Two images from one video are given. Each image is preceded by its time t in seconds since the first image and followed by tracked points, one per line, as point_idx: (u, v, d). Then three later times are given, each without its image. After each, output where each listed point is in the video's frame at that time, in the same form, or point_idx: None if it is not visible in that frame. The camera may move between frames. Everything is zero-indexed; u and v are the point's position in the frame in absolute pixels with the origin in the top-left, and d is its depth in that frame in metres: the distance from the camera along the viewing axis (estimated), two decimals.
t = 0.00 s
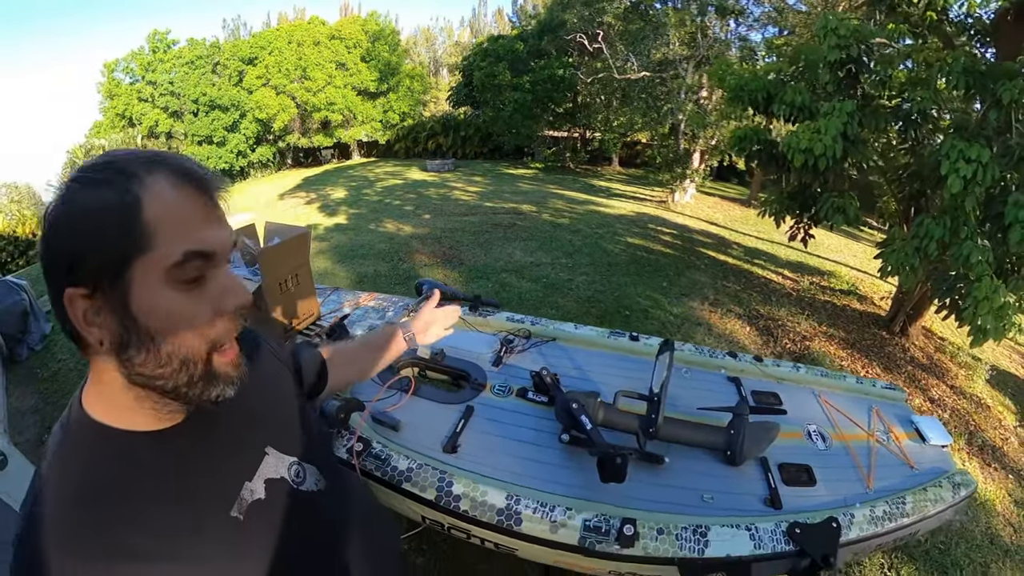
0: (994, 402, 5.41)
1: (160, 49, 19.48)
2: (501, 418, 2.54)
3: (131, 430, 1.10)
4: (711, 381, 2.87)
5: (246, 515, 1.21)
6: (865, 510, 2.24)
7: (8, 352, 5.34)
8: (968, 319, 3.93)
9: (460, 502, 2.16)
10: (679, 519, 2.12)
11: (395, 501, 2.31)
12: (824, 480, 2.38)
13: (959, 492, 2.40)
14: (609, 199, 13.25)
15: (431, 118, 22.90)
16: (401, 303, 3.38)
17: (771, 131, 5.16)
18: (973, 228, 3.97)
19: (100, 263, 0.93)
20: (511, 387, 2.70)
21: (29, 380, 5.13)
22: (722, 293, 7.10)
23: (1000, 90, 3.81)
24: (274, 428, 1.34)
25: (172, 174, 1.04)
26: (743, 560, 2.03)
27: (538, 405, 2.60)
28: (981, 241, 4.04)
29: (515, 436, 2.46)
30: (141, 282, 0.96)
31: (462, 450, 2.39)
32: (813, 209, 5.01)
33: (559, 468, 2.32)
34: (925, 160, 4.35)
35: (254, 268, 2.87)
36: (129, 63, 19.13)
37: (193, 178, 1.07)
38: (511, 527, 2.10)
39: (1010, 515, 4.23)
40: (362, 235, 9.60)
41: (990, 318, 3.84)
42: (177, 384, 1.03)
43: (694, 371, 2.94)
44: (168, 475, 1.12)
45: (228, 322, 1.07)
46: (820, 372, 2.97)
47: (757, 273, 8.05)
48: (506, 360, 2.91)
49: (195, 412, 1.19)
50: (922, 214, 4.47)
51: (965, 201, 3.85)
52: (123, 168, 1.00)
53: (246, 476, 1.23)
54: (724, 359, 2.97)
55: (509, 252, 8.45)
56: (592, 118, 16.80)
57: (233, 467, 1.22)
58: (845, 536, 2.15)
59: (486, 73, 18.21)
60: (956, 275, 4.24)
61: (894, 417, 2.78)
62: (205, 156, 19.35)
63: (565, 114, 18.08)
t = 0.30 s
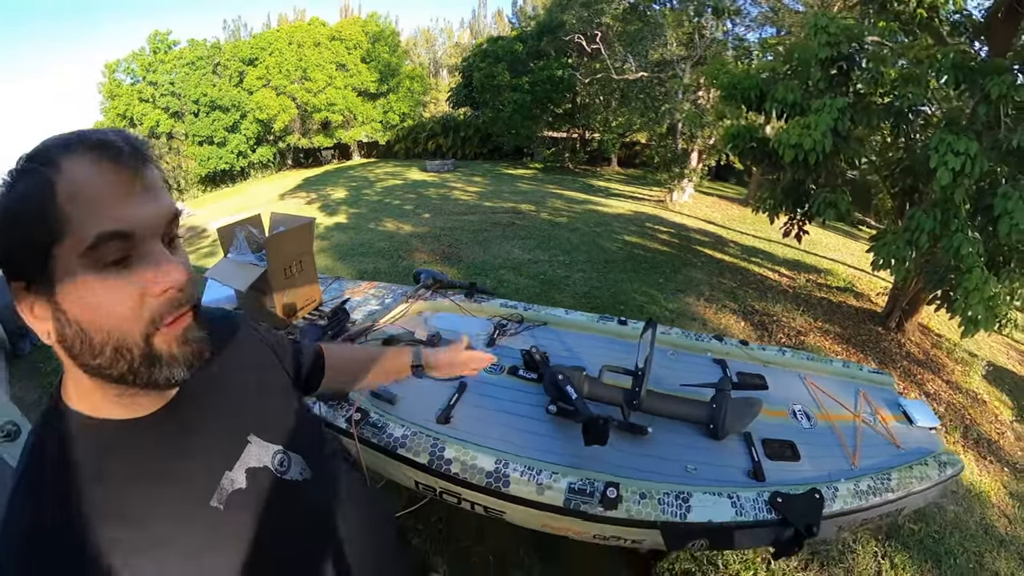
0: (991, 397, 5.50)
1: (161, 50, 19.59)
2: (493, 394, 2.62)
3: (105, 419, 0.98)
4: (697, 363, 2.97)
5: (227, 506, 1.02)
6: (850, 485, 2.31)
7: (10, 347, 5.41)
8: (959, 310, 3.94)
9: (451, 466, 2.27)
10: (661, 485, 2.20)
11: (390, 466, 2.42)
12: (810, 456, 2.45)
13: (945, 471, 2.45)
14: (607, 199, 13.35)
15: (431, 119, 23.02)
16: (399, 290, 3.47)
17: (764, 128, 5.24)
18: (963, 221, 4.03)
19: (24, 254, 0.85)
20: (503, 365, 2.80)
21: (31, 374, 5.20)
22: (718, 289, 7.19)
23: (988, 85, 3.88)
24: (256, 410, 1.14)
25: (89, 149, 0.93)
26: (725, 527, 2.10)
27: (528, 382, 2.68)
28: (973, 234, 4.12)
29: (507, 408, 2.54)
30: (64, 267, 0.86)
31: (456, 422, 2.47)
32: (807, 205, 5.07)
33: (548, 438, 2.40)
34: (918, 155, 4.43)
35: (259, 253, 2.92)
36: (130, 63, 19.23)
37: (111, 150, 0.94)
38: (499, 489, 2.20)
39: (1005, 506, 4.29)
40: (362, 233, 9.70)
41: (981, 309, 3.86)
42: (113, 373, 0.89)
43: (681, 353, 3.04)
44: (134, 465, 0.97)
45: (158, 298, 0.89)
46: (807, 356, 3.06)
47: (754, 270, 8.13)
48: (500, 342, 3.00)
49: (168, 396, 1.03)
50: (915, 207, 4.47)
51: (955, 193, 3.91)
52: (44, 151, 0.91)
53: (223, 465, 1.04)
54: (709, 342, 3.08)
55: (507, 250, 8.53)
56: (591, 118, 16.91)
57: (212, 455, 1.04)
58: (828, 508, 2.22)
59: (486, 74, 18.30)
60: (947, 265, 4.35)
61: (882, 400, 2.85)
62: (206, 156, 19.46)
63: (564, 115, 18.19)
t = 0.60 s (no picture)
0: (986, 391, 5.44)
1: (163, 50, 19.74)
2: (487, 362, 2.73)
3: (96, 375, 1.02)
4: (682, 338, 3.09)
5: (210, 462, 1.08)
6: (833, 448, 2.34)
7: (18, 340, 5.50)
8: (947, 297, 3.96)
9: (445, 420, 2.38)
10: (646, 441, 2.27)
11: (389, 425, 2.54)
12: (793, 423, 2.49)
13: (931, 441, 2.47)
14: (606, 198, 13.46)
15: (431, 119, 23.10)
16: (399, 274, 3.60)
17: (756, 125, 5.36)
18: (952, 211, 4.04)
19: None
20: (497, 338, 2.91)
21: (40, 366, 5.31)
22: (713, 284, 7.30)
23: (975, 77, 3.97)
24: (247, 376, 1.18)
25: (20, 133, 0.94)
26: (708, 480, 2.16)
27: (520, 352, 2.79)
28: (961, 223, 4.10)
29: (501, 374, 2.65)
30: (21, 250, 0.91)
31: (451, 385, 2.58)
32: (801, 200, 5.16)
33: (538, 399, 2.50)
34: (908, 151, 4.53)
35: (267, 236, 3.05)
36: (131, 63, 19.38)
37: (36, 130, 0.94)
38: (490, 441, 2.30)
39: (1000, 494, 3.97)
40: (363, 231, 9.83)
41: (969, 295, 3.88)
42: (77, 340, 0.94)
43: (667, 329, 3.17)
44: (125, 415, 1.02)
45: (87, 264, 0.89)
46: (791, 335, 3.14)
47: (750, 267, 8.22)
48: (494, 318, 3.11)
49: (161, 357, 1.09)
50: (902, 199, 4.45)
51: (942, 183, 3.94)
52: None
53: (208, 424, 1.10)
54: (696, 320, 3.21)
55: (506, 247, 8.64)
56: (590, 119, 17.04)
57: (195, 417, 1.09)
58: (811, 468, 2.25)
59: (485, 74, 18.43)
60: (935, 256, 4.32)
61: (868, 376, 2.89)
62: (206, 156, 19.60)
63: (563, 115, 18.31)
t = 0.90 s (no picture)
0: (984, 385, 5.32)
1: (165, 50, 19.85)
2: (489, 338, 2.83)
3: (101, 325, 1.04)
4: (677, 320, 3.18)
5: (208, 417, 1.09)
6: (823, 417, 2.40)
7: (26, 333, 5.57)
8: (941, 287, 4.07)
9: (450, 386, 2.46)
10: (642, 408, 2.35)
11: (394, 394, 2.62)
12: (785, 396, 2.55)
13: (920, 415, 2.52)
14: (605, 197, 13.53)
15: (431, 119, 23.18)
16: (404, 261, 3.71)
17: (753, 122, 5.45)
18: (944, 203, 4.08)
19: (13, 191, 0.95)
20: (498, 317, 3.00)
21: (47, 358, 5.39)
22: (712, 280, 7.35)
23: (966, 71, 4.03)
24: (247, 335, 1.19)
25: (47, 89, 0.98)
26: (701, 442, 2.23)
27: (520, 330, 2.89)
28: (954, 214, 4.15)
29: (502, 349, 2.74)
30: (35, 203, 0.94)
31: (455, 357, 2.68)
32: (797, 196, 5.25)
33: (538, 370, 2.59)
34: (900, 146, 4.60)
35: (277, 222, 3.17)
36: (134, 63, 19.48)
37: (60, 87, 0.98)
38: (492, 405, 2.38)
39: (996, 483, 3.89)
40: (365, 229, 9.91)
41: (962, 285, 3.98)
42: (81, 288, 0.95)
43: (662, 312, 3.27)
44: (127, 369, 1.03)
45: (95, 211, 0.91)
46: (784, 317, 3.20)
47: (748, 264, 8.28)
48: (495, 300, 3.21)
49: (163, 312, 1.09)
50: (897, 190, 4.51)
51: (933, 175, 3.97)
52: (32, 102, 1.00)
53: (207, 379, 1.10)
54: (690, 303, 3.31)
55: (506, 244, 8.72)
56: (590, 119, 17.13)
57: (195, 372, 1.09)
58: (801, 434, 2.31)
59: (485, 75, 18.54)
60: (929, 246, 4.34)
61: (859, 356, 2.94)
62: (207, 156, 19.66)
63: (563, 116, 18.40)
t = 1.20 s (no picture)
0: (982, 383, 5.35)
1: (165, 50, 19.87)
2: (492, 331, 2.87)
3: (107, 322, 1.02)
4: (677, 314, 3.22)
5: (213, 412, 1.08)
6: (821, 407, 2.44)
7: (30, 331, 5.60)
8: (939, 285, 4.09)
9: (455, 376, 2.50)
10: (643, 398, 2.38)
11: (399, 385, 2.66)
12: (783, 387, 2.59)
13: (916, 407, 2.56)
14: (606, 197, 13.56)
15: (432, 119, 23.22)
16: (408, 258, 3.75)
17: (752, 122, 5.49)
18: (940, 202, 4.12)
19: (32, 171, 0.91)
20: (501, 311, 3.04)
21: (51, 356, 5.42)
22: (712, 279, 7.39)
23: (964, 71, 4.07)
24: (249, 330, 1.20)
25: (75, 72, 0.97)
26: (700, 430, 2.27)
27: (523, 323, 2.93)
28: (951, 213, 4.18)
29: (505, 342, 2.78)
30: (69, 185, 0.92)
31: (460, 350, 2.72)
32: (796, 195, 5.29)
33: (541, 361, 2.63)
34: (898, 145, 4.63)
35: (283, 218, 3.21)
36: (134, 63, 19.51)
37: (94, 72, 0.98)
38: (496, 394, 2.42)
39: (994, 480, 3.93)
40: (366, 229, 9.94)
41: (958, 282, 4.00)
42: (116, 270, 0.95)
43: (663, 306, 3.31)
44: (130, 367, 1.02)
45: (147, 193, 0.95)
46: (783, 312, 3.24)
47: (748, 263, 8.32)
48: (498, 295, 3.25)
49: (168, 309, 1.08)
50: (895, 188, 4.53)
51: (930, 174, 4.00)
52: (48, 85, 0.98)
53: (211, 374, 1.10)
54: (690, 299, 3.35)
55: (507, 243, 8.75)
56: (590, 119, 17.17)
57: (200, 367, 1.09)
58: (799, 423, 2.35)
59: (486, 75, 18.59)
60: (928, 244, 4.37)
61: (857, 351, 2.98)
62: (208, 156, 19.69)
63: (564, 116, 18.43)
